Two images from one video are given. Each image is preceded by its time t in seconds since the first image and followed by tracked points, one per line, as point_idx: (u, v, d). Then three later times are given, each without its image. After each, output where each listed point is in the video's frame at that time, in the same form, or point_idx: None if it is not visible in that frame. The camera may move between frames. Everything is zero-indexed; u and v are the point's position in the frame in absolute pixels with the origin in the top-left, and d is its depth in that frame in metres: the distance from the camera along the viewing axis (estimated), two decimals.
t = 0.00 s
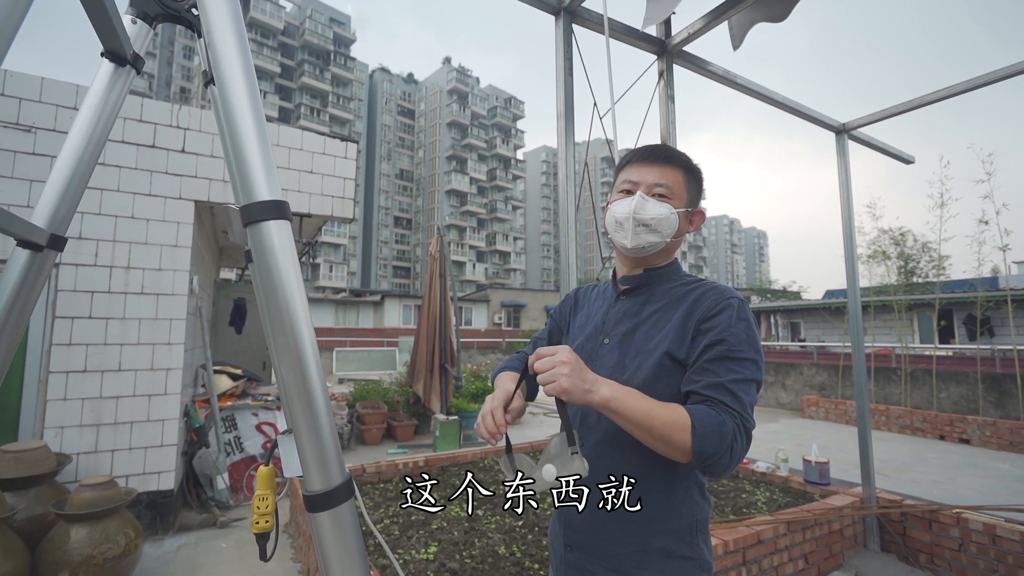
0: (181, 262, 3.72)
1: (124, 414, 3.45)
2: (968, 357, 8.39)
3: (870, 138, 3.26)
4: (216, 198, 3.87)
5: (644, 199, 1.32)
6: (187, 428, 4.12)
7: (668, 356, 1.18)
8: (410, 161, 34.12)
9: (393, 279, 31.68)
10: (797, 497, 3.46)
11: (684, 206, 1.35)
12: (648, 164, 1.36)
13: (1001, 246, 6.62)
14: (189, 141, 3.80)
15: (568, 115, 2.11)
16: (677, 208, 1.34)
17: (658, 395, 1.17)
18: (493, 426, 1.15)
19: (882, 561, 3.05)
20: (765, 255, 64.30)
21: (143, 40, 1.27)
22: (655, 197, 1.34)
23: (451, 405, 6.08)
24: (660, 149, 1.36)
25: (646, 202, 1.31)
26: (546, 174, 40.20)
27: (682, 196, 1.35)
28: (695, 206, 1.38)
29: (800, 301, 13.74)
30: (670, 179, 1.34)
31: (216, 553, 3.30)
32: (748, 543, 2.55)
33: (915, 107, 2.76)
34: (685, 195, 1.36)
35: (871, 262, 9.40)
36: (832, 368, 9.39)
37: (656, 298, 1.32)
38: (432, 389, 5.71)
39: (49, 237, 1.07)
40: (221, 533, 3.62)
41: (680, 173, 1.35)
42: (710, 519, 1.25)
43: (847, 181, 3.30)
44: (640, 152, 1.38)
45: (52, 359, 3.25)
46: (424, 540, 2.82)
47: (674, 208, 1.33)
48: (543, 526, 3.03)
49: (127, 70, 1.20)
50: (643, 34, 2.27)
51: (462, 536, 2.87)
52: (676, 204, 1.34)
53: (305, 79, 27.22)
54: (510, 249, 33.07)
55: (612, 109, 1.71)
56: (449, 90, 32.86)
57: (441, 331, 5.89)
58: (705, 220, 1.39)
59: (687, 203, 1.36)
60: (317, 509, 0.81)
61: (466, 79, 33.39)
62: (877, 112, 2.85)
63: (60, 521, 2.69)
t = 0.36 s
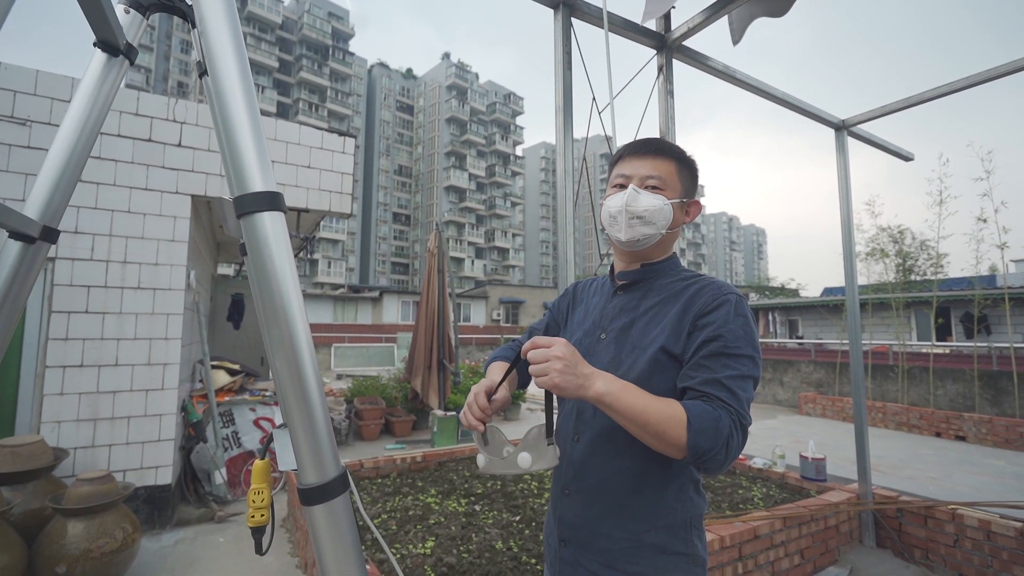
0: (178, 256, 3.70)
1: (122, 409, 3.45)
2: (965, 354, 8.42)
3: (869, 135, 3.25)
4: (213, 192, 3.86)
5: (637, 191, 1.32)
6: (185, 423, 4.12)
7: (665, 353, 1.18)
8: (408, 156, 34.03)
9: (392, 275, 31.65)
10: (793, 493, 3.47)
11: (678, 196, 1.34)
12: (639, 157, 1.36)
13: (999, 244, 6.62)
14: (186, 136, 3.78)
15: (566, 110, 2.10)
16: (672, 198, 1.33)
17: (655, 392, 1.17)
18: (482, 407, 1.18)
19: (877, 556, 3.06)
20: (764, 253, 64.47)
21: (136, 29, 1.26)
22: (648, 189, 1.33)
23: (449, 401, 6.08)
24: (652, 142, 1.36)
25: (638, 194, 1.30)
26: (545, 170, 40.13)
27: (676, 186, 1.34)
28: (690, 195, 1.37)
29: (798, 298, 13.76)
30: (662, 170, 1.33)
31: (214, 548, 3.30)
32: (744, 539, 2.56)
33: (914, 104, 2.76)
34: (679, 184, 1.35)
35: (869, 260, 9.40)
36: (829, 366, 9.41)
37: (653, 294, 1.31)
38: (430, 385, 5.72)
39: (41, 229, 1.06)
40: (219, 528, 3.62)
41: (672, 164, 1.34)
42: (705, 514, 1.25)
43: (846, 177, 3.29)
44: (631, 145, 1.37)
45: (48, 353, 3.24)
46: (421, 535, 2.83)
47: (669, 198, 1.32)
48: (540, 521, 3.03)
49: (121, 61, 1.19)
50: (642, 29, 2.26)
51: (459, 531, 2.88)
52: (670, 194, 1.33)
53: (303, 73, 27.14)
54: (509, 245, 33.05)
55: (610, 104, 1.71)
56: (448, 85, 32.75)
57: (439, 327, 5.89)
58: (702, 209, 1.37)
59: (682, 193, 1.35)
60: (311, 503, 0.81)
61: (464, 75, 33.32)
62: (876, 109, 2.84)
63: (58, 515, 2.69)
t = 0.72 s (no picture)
0: (177, 252, 3.70)
1: (123, 405, 3.45)
2: (965, 345, 8.42)
3: (870, 124, 3.24)
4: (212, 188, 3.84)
5: (631, 183, 1.31)
6: (186, 419, 4.12)
7: (666, 344, 1.17)
8: (407, 151, 33.92)
9: (392, 271, 31.64)
10: (794, 484, 3.48)
11: (673, 184, 1.32)
12: (631, 147, 1.35)
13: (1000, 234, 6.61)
14: (183, 131, 3.77)
15: (564, 102, 2.08)
16: (666, 188, 1.32)
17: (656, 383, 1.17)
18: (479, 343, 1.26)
19: (878, 546, 3.08)
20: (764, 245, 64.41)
21: (132, 21, 1.25)
22: (642, 180, 1.32)
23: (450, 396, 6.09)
24: (643, 131, 1.35)
25: (631, 186, 1.30)
26: (544, 164, 40.01)
27: (670, 175, 1.33)
28: (685, 182, 1.36)
29: (798, 290, 13.76)
30: (654, 160, 1.32)
31: (217, 542, 3.32)
32: (745, 530, 2.57)
33: (915, 93, 2.74)
34: (674, 173, 1.33)
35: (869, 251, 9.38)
36: (829, 357, 9.42)
37: (652, 284, 1.31)
38: (430, 380, 5.73)
39: (39, 224, 1.06)
40: (221, 522, 3.63)
41: (666, 152, 1.32)
42: (705, 506, 1.25)
43: (847, 167, 3.28)
44: (623, 136, 1.37)
45: (49, 350, 3.24)
46: (423, 528, 2.84)
47: (663, 188, 1.31)
48: (542, 513, 3.04)
49: (116, 54, 1.18)
50: (641, 19, 2.24)
51: (461, 524, 2.88)
52: (665, 183, 1.32)
53: (301, 68, 27.03)
54: (509, 239, 33.01)
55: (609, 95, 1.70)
56: (446, 79, 32.60)
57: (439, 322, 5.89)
58: (698, 196, 1.36)
59: (677, 181, 1.34)
60: (312, 495, 0.81)
61: (463, 69, 33.18)
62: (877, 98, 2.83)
63: (61, 510, 2.70)
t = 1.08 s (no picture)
0: (181, 253, 3.71)
1: (127, 406, 3.46)
2: (970, 345, 8.39)
3: (874, 124, 3.23)
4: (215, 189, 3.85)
5: (631, 185, 1.29)
6: (190, 419, 4.13)
7: (672, 343, 1.17)
8: (409, 152, 33.94)
9: (393, 271, 31.66)
10: (798, 485, 3.47)
11: (674, 185, 1.31)
12: (630, 150, 1.34)
13: (1004, 234, 6.58)
14: (187, 132, 3.77)
15: (568, 102, 2.08)
16: (668, 188, 1.31)
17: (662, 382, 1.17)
18: (504, 336, 1.25)
19: (883, 548, 3.06)
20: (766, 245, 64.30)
21: (137, 24, 1.25)
22: (643, 182, 1.31)
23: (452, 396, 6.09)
24: (642, 133, 1.33)
25: (632, 188, 1.29)
26: (546, 164, 39.99)
27: (671, 175, 1.32)
28: (686, 182, 1.35)
29: (801, 291, 13.74)
30: (654, 161, 1.31)
31: (220, 543, 3.32)
32: (750, 531, 2.56)
33: (919, 92, 2.72)
34: (674, 173, 1.32)
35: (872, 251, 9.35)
36: (833, 358, 9.40)
37: (656, 284, 1.30)
38: (433, 380, 5.73)
39: (45, 226, 1.06)
40: (225, 523, 3.64)
41: (666, 153, 1.31)
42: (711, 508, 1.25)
43: (850, 167, 3.27)
44: (623, 138, 1.35)
45: (54, 350, 3.25)
46: (427, 529, 2.83)
47: (665, 189, 1.30)
48: (545, 515, 3.03)
49: (121, 56, 1.18)
50: (643, 19, 2.23)
51: (464, 525, 2.88)
52: (666, 184, 1.31)
53: (303, 69, 27.08)
54: (511, 239, 33.00)
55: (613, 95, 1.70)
56: (447, 80, 32.61)
57: (442, 323, 5.90)
58: (700, 195, 1.35)
59: (677, 181, 1.32)
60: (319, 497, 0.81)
61: (464, 69, 33.20)
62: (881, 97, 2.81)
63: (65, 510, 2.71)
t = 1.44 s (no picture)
0: (183, 253, 3.71)
1: (129, 405, 3.47)
2: (972, 345, 8.37)
3: (876, 125, 3.22)
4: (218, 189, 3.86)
5: (630, 194, 1.29)
6: (191, 419, 4.15)
7: (677, 345, 1.17)
8: (410, 152, 33.95)
9: (394, 271, 31.66)
10: (800, 486, 3.47)
11: (672, 189, 1.31)
12: (626, 154, 1.32)
13: (1006, 234, 6.57)
14: (189, 132, 3.78)
15: (570, 103, 2.08)
16: (667, 194, 1.30)
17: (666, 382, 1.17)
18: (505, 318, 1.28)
19: (884, 548, 3.06)
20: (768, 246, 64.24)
21: (141, 24, 1.26)
22: (641, 188, 1.30)
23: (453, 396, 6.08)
24: (638, 136, 1.31)
25: (632, 197, 1.28)
26: (547, 164, 39.98)
27: (669, 179, 1.31)
28: (684, 183, 1.34)
29: (802, 291, 13.72)
30: (652, 166, 1.30)
31: (222, 542, 3.33)
32: (751, 532, 2.56)
33: (921, 93, 2.72)
34: (673, 176, 1.32)
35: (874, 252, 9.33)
36: (834, 358, 9.39)
37: (659, 285, 1.31)
38: (435, 380, 5.73)
39: (49, 226, 1.06)
40: (226, 522, 3.64)
41: (664, 156, 1.30)
42: (713, 509, 1.25)
43: (852, 167, 3.26)
44: (618, 142, 1.33)
45: (56, 350, 3.25)
46: (428, 529, 2.84)
47: (663, 195, 1.30)
48: (546, 515, 3.03)
49: (125, 56, 1.19)
50: (646, 20, 2.23)
51: (465, 525, 2.88)
52: (664, 189, 1.30)
53: (305, 69, 27.11)
54: (512, 239, 33.00)
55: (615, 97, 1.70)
56: (449, 80, 32.63)
57: (444, 323, 5.90)
58: (699, 195, 1.35)
59: (676, 184, 1.32)
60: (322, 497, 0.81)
61: (466, 69, 33.21)
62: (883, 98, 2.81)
63: (68, 510, 2.71)
